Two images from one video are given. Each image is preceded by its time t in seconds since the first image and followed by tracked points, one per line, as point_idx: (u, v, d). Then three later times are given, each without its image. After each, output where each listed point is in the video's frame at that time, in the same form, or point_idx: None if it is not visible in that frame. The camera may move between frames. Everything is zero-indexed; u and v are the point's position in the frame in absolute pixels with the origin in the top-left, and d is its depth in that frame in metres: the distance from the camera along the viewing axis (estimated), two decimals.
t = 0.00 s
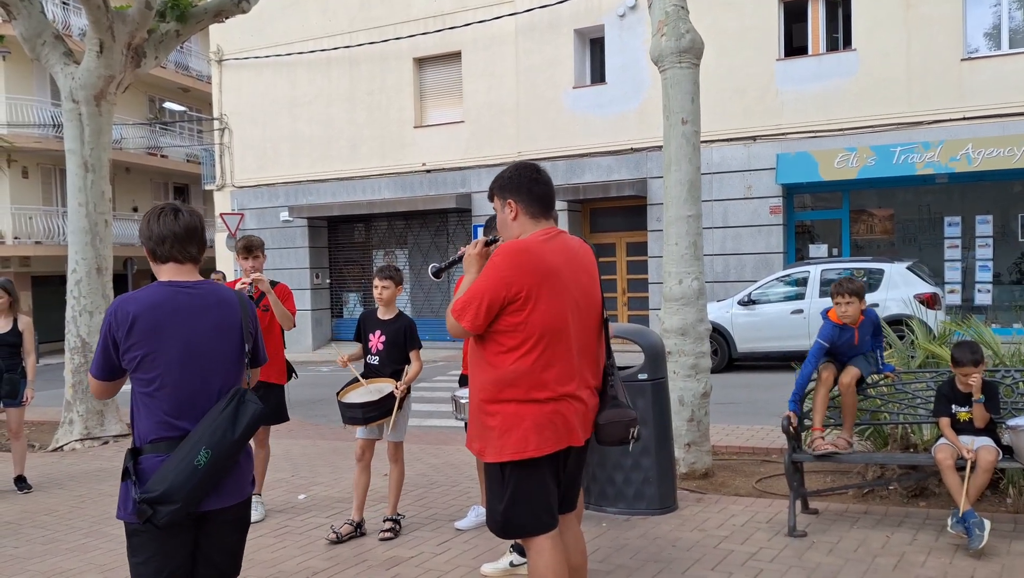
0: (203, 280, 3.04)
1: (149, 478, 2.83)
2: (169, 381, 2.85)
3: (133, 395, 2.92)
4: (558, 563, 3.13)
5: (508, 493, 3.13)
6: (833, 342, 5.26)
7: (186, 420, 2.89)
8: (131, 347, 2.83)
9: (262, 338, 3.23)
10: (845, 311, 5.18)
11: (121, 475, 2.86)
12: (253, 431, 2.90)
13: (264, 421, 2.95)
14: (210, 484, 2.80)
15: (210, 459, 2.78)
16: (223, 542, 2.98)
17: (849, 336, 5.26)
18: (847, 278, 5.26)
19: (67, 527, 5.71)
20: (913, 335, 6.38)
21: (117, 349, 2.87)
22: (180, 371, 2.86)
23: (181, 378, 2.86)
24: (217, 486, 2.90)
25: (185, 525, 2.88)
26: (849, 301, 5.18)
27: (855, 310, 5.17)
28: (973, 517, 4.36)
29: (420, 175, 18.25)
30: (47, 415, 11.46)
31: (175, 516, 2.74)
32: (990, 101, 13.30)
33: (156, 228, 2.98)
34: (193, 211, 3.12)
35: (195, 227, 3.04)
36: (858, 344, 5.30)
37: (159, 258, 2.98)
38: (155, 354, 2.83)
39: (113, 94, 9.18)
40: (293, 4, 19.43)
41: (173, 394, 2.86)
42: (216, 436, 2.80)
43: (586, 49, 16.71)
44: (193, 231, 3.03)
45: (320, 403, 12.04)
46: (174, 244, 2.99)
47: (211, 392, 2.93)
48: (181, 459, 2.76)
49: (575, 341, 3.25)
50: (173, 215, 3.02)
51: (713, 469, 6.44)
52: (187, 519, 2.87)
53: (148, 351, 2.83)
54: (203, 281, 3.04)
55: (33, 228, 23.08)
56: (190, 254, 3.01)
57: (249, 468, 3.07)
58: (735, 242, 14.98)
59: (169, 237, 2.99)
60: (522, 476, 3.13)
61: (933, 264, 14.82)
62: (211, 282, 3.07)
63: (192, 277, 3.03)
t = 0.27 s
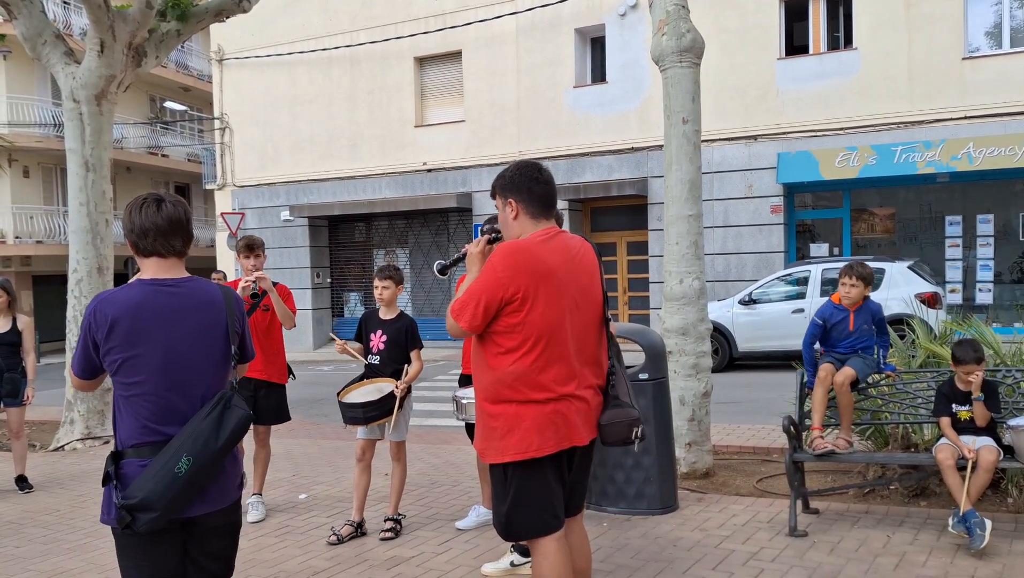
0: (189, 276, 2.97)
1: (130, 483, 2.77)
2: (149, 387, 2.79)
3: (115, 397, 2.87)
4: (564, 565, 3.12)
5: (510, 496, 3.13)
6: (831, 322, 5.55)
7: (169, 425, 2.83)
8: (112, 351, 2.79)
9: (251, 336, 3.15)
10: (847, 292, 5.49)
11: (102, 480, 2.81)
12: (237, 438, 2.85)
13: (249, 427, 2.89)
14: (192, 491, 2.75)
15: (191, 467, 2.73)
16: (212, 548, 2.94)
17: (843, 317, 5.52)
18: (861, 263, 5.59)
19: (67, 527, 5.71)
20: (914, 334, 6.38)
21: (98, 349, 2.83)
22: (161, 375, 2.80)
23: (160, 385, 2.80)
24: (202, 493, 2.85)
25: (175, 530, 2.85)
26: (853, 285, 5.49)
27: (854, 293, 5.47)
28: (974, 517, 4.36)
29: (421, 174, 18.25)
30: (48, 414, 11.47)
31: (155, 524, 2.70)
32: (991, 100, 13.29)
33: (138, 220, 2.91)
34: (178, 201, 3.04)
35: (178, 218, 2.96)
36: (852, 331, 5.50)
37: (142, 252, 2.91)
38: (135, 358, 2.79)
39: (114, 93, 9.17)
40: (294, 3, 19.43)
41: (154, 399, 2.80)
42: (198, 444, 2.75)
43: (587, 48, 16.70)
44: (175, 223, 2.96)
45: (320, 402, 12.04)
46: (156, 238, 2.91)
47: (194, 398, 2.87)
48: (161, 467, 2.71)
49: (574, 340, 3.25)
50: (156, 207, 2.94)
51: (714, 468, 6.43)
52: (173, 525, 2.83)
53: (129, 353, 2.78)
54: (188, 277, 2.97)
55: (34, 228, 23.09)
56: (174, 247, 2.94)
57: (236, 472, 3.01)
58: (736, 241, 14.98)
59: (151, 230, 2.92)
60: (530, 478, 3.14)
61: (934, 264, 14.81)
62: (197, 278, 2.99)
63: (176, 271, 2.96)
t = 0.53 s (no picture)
0: (178, 269, 2.94)
1: (122, 482, 2.77)
2: (139, 386, 2.78)
3: (105, 394, 2.86)
4: (566, 561, 3.13)
5: (520, 493, 3.13)
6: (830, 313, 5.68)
7: (161, 424, 2.82)
8: (100, 350, 2.77)
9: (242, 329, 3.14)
10: (847, 284, 5.58)
11: (94, 479, 2.81)
12: (231, 436, 2.83)
13: (244, 425, 2.88)
14: (184, 490, 2.74)
15: (183, 465, 2.71)
16: (208, 546, 2.93)
17: (839, 307, 5.64)
18: (862, 257, 5.68)
19: (68, 527, 5.71)
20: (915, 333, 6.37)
21: (85, 347, 2.81)
22: (152, 374, 2.79)
23: (150, 384, 2.79)
24: (195, 491, 2.83)
25: (171, 529, 2.85)
26: (853, 278, 5.59)
27: (853, 284, 5.57)
28: (976, 515, 4.35)
29: (422, 173, 18.25)
30: (50, 414, 11.48)
31: (145, 523, 2.67)
32: (992, 99, 13.28)
33: (124, 209, 2.86)
34: (166, 188, 2.99)
35: (166, 208, 2.92)
36: (849, 326, 5.54)
37: (130, 243, 2.88)
38: (125, 358, 2.77)
39: (115, 92, 9.17)
40: (294, 2, 19.43)
41: (145, 398, 2.79)
42: (191, 441, 2.73)
43: (588, 47, 16.69)
44: (164, 212, 2.91)
45: (320, 401, 12.04)
46: (144, 229, 2.87)
47: (185, 396, 2.86)
48: (152, 465, 2.69)
49: (586, 338, 3.27)
50: (143, 195, 2.89)
51: (715, 467, 6.43)
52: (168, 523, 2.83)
53: (120, 352, 2.76)
54: (177, 271, 2.94)
55: (35, 227, 23.12)
56: (162, 239, 2.91)
57: (230, 471, 3.01)
58: (737, 240, 14.97)
59: (138, 220, 2.87)
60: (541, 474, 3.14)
61: (935, 263, 14.81)
62: (186, 270, 2.97)
63: (164, 263, 2.93)
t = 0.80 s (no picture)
0: (176, 268, 2.93)
1: (127, 483, 2.77)
2: (144, 388, 2.78)
3: (105, 397, 2.84)
4: (571, 559, 3.14)
5: (537, 487, 3.13)
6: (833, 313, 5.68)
7: (165, 425, 2.83)
8: (102, 353, 2.74)
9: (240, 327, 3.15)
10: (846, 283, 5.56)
11: (97, 481, 2.80)
12: (239, 435, 2.86)
13: (250, 424, 2.92)
14: (193, 490, 2.75)
15: (194, 466, 2.73)
16: (211, 545, 2.94)
17: (841, 307, 5.63)
18: (861, 257, 5.69)
19: (70, 526, 5.71)
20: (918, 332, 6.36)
21: (85, 350, 2.79)
22: (157, 375, 2.79)
23: (155, 385, 2.79)
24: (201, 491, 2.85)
25: (175, 528, 2.84)
26: (853, 276, 5.57)
27: (854, 283, 5.55)
28: (979, 514, 4.35)
29: (423, 173, 18.25)
30: (51, 413, 11.49)
31: (154, 525, 2.67)
32: (993, 99, 13.27)
33: (121, 206, 2.84)
34: (162, 185, 2.97)
35: (162, 204, 2.90)
36: (852, 325, 5.53)
37: (125, 241, 2.86)
38: (129, 360, 2.76)
39: (116, 92, 9.17)
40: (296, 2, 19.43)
41: (147, 399, 2.79)
42: (200, 441, 2.74)
43: (589, 46, 16.69)
44: (161, 210, 2.90)
45: (322, 401, 12.03)
46: (140, 228, 2.85)
47: (188, 396, 2.87)
48: (161, 466, 2.69)
49: (601, 334, 3.30)
50: (140, 192, 2.87)
51: (716, 467, 6.43)
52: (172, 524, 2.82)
53: (123, 355, 2.75)
54: (175, 269, 2.93)
55: (36, 227, 23.15)
56: (160, 237, 2.89)
57: (232, 470, 3.02)
58: (738, 240, 14.96)
59: (134, 218, 2.85)
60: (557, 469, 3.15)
61: (936, 262, 14.81)
62: (184, 269, 2.96)
63: (161, 262, 2.91)
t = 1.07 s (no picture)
0: (175, 268, 2.93)
1: (134, 488, 2.77)
2: (148, 389, 2.78)
3: (108, 399, 2.84)
4: (571, 557, 3.14)
5: (551, 483, 3.14)
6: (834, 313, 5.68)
7: (171, 427, 2.83)
8: (106, 354, 2.74)
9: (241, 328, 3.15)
10: (845, 283, 5.56)
11: (102, 485, 2.79)
12: (244, 435, 2.88)
13: (254, 424, 2.93)
14: (202, 492, 2.76)
15: (202, 469, 2.73)
16: (214, 548, 2.95)
17: (843, 308, 5.62)
18: (861, 257, 5.68)
19: (71, 525, 5.71)
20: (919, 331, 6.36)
21: (86, 352, 2.78)
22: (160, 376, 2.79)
23: (159, 385, 2.79)
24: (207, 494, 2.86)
25: (180, 532, 2.85)
26: (853, 277, 5.56)
27: (855, 284, 5.55)
28: (980, 513, 4.34)
29: (424, 172, 18.24)
30: (53, 412, 11.49)
31: (165, 529, 2.68)
32: (995, 97, 13.25)
33: (118, 206, 2.83)
34: (160, 185, 2.97)
35: (160, 205, 2.90)
36: (853, 325, 5.54)
37: (123, 242, 2.85)
38: (133, 360, 2.75)
39: (118, 91, 9.18)
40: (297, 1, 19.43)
41: (151, 401, 2.78)
42: (208, 444, 2.76)
43: (590, 45, 16.68)
44: (159, 210, 2.90)
45: (323, 400, 12.03)
46: (139, 227, 2.85)
47: (193, 397, 2.87)
48: (170, 470, 2.69)
49: (611, 331, 3.34)
50: (138, 192, 2.87)
51: (718, 466, 6.42)
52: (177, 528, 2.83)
53: (126, 355, 2.75)
54: (174, 270, 2.93)
55: (38, 226, 23.17)
56: (159, 237, 2.89)
57: (235, 472, 3.03)
58: (739, 239, 14.95)
59: (132, 218, 2.84)
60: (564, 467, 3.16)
61: (937, 261, 14.79)
62: (184, 269, 2.96)
63: (159, 262, 2.91)
